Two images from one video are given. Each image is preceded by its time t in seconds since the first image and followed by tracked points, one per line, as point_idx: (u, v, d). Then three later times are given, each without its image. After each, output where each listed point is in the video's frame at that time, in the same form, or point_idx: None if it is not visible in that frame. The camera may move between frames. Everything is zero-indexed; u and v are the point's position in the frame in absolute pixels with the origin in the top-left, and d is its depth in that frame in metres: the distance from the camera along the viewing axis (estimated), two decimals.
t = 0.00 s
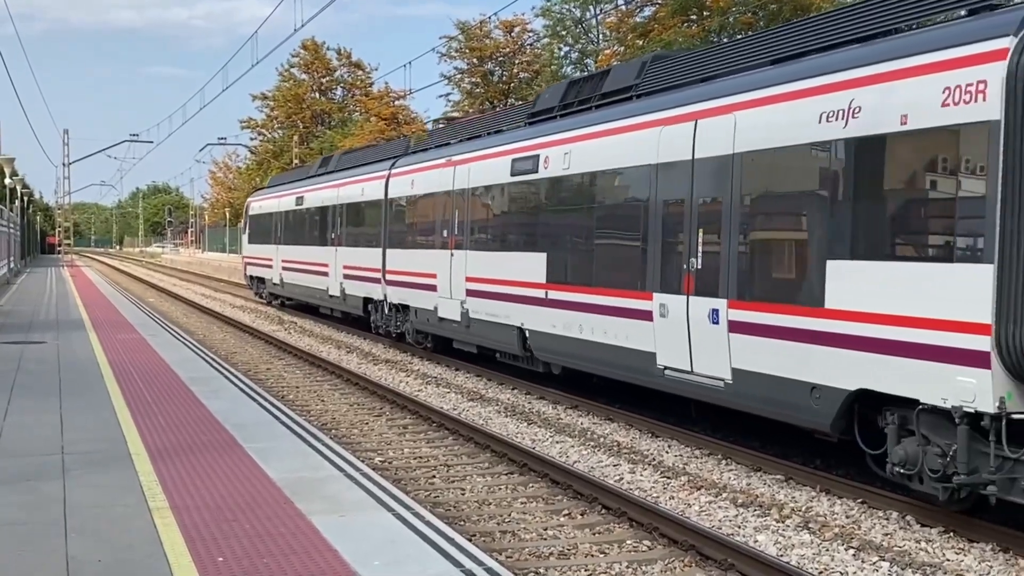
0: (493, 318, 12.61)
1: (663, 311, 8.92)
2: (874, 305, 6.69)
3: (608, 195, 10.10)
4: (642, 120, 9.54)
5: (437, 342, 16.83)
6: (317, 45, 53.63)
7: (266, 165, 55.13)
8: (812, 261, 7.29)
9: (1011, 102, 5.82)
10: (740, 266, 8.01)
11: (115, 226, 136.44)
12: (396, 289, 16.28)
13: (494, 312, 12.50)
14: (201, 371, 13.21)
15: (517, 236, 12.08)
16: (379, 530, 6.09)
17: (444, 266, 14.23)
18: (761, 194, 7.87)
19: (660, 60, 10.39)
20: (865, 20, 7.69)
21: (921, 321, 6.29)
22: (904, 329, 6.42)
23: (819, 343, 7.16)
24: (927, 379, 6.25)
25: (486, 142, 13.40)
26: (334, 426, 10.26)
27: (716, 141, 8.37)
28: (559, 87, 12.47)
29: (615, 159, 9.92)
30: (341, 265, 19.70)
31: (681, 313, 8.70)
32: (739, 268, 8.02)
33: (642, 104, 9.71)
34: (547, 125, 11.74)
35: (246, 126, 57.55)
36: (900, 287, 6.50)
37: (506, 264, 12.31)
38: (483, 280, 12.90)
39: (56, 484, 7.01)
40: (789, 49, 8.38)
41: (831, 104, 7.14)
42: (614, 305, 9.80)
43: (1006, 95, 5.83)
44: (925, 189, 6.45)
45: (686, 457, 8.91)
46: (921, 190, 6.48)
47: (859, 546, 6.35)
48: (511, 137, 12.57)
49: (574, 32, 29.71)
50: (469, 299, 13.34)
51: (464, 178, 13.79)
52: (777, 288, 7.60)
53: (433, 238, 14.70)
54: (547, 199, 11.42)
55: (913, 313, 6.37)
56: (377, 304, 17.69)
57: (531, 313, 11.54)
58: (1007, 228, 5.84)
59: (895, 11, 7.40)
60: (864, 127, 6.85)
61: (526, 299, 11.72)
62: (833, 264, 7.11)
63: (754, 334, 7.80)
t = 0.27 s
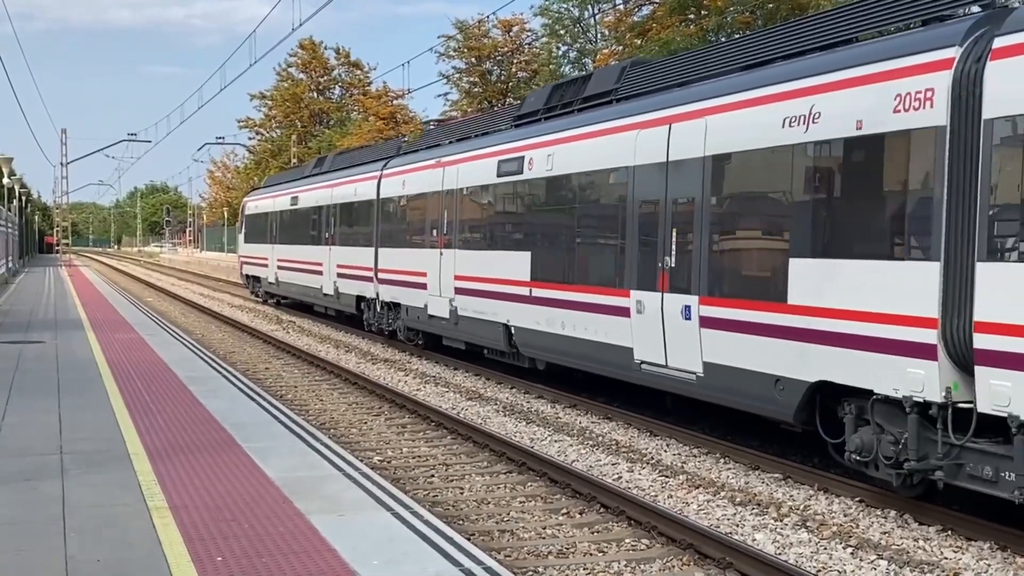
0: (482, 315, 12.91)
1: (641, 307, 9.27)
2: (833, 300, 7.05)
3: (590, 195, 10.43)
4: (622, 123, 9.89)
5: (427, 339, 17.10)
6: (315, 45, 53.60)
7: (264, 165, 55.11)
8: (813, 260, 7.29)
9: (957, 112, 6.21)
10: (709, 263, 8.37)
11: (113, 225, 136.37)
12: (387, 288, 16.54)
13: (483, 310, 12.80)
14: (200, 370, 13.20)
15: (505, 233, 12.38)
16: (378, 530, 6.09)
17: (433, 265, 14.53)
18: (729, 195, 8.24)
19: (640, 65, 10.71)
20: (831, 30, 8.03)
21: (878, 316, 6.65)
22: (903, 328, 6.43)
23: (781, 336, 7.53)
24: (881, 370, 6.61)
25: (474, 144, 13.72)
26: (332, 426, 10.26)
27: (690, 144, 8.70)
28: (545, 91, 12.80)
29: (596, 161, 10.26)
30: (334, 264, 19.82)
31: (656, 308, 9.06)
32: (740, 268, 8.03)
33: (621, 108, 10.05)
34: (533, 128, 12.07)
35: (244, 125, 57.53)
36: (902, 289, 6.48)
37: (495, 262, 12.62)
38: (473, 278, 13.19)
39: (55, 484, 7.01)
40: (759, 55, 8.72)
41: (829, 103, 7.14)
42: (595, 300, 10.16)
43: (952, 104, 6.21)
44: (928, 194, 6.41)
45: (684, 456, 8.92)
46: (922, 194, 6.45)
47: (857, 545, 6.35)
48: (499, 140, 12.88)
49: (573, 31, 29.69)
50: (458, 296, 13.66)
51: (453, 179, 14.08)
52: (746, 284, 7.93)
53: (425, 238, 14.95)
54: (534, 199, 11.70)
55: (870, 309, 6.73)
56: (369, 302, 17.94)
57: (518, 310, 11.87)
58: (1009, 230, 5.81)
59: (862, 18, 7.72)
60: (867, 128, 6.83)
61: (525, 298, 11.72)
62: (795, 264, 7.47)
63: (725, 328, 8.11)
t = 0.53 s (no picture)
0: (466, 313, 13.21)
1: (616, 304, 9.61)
2: (794, 297, 7.40)
3: (569, 197, 10.75)
4: (598, 127, 10.23)
5: (416, 337, 17.30)
6: (311, 44, 53.54)
7: (261, 165, 55.06)
8: (810, 259, 7.28)
9: (904, 119, 6.56)
10: (679, 261, 8.73)
11: (110, 225, 136.29)
12: (377, 287, 16.75)
13: (468, 308, 13.09)
14: (197, 371, 13.18)
15: (490, 233, 12.62)
16: (376, 530, 6.09)
17: (422, 264, 14.76)
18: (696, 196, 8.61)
19: (617, 70, 11.03)
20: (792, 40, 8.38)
21: (834, 312, 6.99)
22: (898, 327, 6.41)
23: (745, 332, 7.88)
24: (837, 362, 6.96)
25: (459, 147, 14.01)
26: (330, 426, 10.25)
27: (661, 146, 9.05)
28: (528, 95, 13.11)
29: (574, 163, 10.60)
30: (327, 264, 19.89)
31: (631, 305, 9.41)
32: (739, 267, 8.02)
33: (599, 112, 10.38)
34: (515, 131, 12.39)
35: (241, 125, 57.49)
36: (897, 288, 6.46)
37: (479, 260, 12.87)
38: (459, 277, 13.46)
39: (52, 485, 7.00)
40: (727, 61, 9.05)
41: (827, 103, 7.15)
42: (573, 296, 10.50)
43: (900, 112, 6.56)
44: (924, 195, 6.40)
45: (682, 456, 8.92)
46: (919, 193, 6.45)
47: (855, 545, 6.36)
48: (482, 142, 13.19)
49: (570, 31, 29.65)
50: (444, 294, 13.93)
51: (439, 179, 14.37)
52: (713, 281, 8.28)
53: (413, 238, 15.14)
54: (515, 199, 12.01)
55: (827, 305, 7.07)
56: (359, 300, 18.16)
57: (500, 308, 12.18)
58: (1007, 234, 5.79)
59: (825, 26, 8.05)
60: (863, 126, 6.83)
61: (521, 298, 11.71)
62: (758, 263, 7.83)
63: (694, 324, 8.47)
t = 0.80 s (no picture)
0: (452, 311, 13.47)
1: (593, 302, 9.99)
2: (756, 295, 7.79)
3: (550, 200, 11.10)
4: (576, 132, 10.60)
5: (406, 335, 17.52)
6: (308, 45, 53.53)
7: (258, 165, 55.05)
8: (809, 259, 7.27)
9: (855, 126, 6.94)
10: (652, 261, 9.13)
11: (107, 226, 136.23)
12: (367, 286, 16.93)
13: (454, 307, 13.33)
14: (194, 372, 13.16)
15: (474, 234, 12.88)
16: (374, 531, 6.09)
17: (410, 264, 14.94)
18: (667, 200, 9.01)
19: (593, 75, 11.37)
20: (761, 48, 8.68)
21: (790, 308, 7.39)
22: (895, 327, 6.40)
23: (709, 328, 8.29)
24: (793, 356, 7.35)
25: (445, 149, 14.33)
26: (327, 427, 10.24)
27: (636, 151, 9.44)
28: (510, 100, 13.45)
29: (554, 167, 10.97)
30: (320, 264, 19.90)
31: (607, 303, 9.80)
32: (739, 267, 8.02)
33: (577, 118, 10.75)
34: (498, 134, 12.74)
35: (238, 126, 57.47)
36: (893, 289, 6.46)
37: (465, 260, 13.13)
38: (445, 276, 13.69)
39: (49, 486, 6.99)
40: (697, 68, 9.41)
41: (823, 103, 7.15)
42: (551, 294, 10.89)
43: (851, 119, 6.94)
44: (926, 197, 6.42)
45: (679, 456, 8.92)
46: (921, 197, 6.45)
47: (853, 544, 6.36)
48: (466, 146, 13.53)
49: (567, 31, 29.66)
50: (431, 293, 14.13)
51: (425, 181, 14.69)
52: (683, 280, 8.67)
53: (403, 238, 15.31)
54: (499, 203, 12.33)
55: (784, 301, 7.47)
56: (350, 300, 18.34)
57: (483, 305, 12.50)
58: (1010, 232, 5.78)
59: (787, 37, 8.42)
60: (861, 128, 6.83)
61: (518, 298, 11.70)
62: (723, 263, 8.22)
63: (665, 321, 8.84)
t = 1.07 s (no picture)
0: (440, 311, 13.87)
1: (570, 302, 10.43)
2: (717, 293, 8.21)
3: (529, 203, 11.55)
4: (555, 138, 11.05)
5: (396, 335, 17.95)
6: (306, 47, 53.55)
7: (255, 167, 55.05)
8: (807, 260, 7.26)
9: (808, 132, 7.34)
10: (624, 261, 9.57)
11: (105, 228, 136.20)
12: (359, 287, 17.32)
13: (441, 306, 13.76)
14: (192, 374, 13.16)
15: (461, 237, 13.33)
16: (371, 532, 6.09)
17: (400, 265, 15.40)
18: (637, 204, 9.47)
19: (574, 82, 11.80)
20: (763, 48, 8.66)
21: (746, 304, 7.80)
22: (891, 328, 6.38)
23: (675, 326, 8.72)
24: (751, 351, 7.75)
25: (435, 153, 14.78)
26: (325, 429, 10.24)
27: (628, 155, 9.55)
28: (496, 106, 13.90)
29: (534, 170, 11.41)
30: (317, 265, 19.94)
31: (584, 302, 10.22)
32: (734, 268, 8.02)
33: (558, 123, 11.18)
34: (484, 139, 13.17)
35: (235, 128, 57.48)
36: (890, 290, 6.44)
37: (452, 261, 13.55)
38: (433, 277, 14.12)
39: (47, 488, 6.99)
40: (668, 76, 9.83)
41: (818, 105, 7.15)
42: (529, 293, 11.36)
43: (804, 127, 7.35)
44: (924, 197, 6.40)
45: (678, 457, 8.92)
46: (920, 198, 6.43)
47: (851, 545, 6.37)
48: (454, 150, 13.97)
49: (563, 32, 29.67)
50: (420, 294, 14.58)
51: (415, 184, 15.13)
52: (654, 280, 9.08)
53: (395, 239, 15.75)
54: (483, 206, 12.76)
55: (743, 299, 7.86)
56: (343, 300, 18.72)
57: (467, 304, 12.95)
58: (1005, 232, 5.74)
59: (749, 47, 8.83)
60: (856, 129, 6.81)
61: (515, 300, 11.70)
62: (689, 262, 8.65)
63: (636, 318, 9.27)
